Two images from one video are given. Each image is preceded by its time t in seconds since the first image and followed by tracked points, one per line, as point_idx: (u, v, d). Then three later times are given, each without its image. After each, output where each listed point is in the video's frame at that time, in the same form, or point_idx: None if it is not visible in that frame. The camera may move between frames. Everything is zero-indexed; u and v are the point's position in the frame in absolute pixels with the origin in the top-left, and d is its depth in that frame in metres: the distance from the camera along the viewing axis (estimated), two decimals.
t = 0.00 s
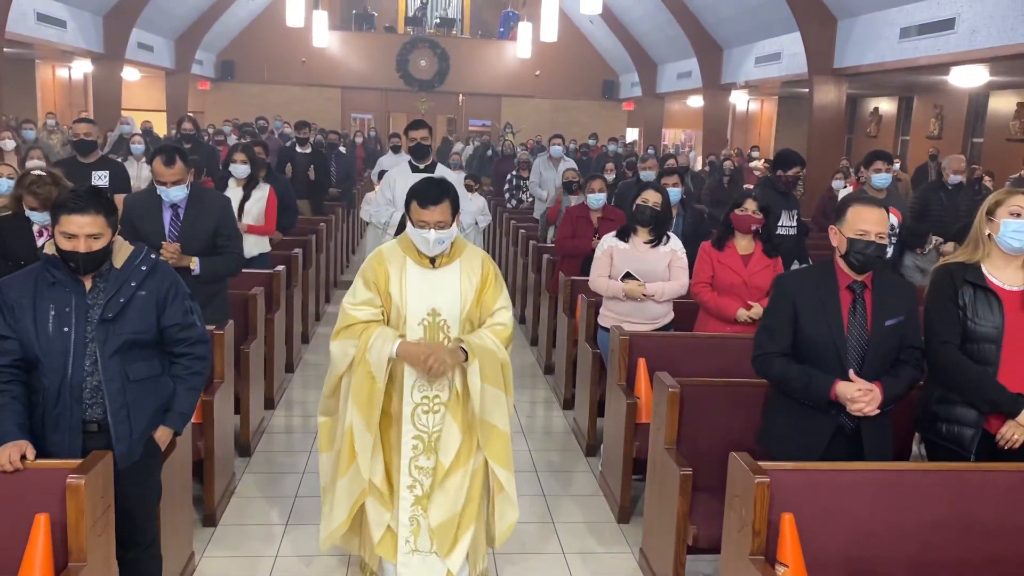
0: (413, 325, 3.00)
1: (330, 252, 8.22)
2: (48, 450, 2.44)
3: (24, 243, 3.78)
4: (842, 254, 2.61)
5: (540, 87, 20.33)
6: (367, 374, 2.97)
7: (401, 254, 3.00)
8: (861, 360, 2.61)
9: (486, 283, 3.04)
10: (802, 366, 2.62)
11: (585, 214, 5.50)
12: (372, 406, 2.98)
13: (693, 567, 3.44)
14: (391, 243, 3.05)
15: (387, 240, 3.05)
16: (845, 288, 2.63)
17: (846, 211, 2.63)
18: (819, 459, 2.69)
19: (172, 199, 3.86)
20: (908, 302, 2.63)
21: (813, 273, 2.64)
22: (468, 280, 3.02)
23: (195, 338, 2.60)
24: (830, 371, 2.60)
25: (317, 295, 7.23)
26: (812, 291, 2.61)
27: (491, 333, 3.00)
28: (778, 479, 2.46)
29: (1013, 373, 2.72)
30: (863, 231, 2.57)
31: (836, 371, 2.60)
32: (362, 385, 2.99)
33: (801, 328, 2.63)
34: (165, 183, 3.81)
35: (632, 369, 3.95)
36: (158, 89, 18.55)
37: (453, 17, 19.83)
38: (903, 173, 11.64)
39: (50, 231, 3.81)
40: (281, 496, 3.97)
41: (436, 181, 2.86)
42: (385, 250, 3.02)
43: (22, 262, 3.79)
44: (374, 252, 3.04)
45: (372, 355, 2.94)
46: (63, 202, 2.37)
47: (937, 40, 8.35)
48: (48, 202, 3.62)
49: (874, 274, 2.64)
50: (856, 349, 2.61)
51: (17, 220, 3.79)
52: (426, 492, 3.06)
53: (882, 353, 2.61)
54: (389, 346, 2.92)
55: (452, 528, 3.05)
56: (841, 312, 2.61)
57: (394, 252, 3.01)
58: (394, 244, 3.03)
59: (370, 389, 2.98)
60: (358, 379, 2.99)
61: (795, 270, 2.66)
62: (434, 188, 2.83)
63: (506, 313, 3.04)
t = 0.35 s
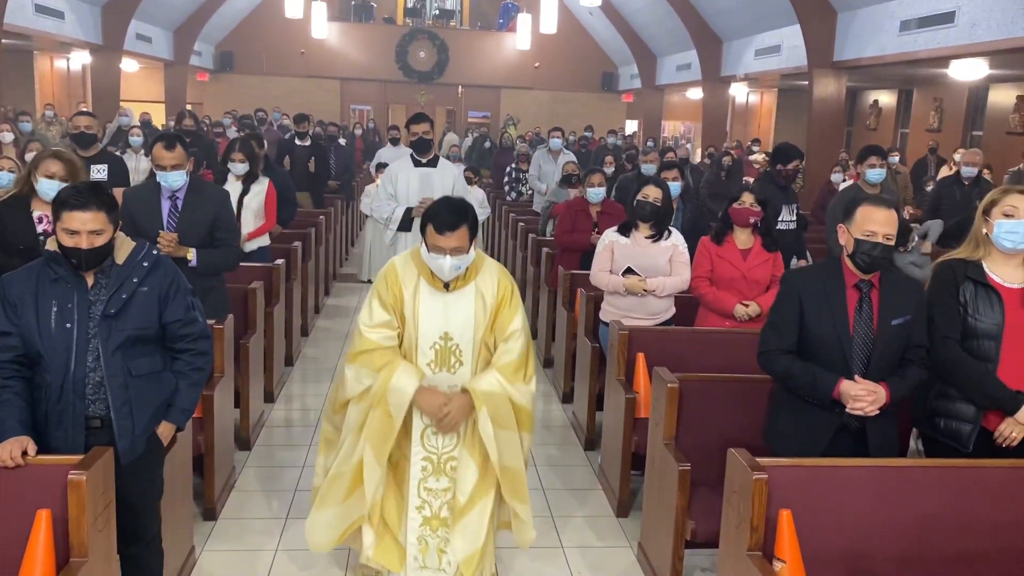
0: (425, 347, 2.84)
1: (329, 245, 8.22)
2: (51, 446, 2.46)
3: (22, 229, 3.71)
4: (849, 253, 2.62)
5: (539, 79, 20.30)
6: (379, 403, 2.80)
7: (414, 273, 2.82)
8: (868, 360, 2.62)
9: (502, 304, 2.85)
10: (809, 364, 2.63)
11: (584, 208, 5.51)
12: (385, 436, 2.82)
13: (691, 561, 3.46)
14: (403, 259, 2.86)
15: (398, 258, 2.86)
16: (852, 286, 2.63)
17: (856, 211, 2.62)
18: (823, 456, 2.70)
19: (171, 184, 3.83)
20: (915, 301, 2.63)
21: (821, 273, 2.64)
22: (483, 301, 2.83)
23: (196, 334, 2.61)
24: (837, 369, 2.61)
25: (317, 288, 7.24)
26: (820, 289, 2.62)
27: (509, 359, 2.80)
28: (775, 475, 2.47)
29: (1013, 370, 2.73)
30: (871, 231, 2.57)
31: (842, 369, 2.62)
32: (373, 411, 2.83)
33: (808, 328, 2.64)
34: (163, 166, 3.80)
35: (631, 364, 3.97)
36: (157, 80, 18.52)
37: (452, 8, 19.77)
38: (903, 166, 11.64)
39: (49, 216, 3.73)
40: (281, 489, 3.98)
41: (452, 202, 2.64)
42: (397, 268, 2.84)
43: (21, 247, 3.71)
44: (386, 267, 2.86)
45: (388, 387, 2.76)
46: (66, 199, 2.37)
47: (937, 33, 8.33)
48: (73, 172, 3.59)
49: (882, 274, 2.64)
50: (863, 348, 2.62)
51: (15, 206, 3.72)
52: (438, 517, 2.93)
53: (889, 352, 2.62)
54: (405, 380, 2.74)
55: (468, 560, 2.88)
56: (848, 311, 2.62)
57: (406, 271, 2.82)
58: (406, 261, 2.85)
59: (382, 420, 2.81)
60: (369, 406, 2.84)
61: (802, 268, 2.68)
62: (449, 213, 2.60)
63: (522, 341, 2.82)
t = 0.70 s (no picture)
0: (428, 383, 2.80)
1: (328, 234, 8.23)
2: (53, 447, 2.49)
3: (18, 223, 3.66)
4: (823, 255, 2.65)
5: (538, 64, 20.22)
6: (396, 446, 2.78)
7: (417, 314, 2.75)
8: (846, 360, 2.65)
9: (507, 341, 2.79)
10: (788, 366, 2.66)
11: (582, 201, 5.52)
12: (400, 480, 2.78)
13: (684, 556, 3.50)
14: (405, 297, 2.78)
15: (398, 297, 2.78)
16: (830, 287, 2.66)
17: (828, 213, 2.66)
18: (808, 457, 2.74)
19: (169, 174, 3.83)
20: (893, 300, 2.66)
21: (796, 275, 2.67)
22: (488, 340, 2.78)
23: (196, 337, 2.63)
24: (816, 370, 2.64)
25: (316, 279, 7.27)
26: (796, 291, 2.64)
27: (511, 393, 2.77)
28: (767, 477, 2.51)
29: (1003, 371, 2.75)
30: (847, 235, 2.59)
31: (822, 370, 2.65)
32: (389, 457, 2.78)
33: (787, 330, 2.66)
34: (161, 155, 3.80)
35: (627, 359, 4.00)
36: (155, 66, 18.46)
37: None
38: (902, 154, 11.63)
39: (44, 209, 3.69)
40: (280, 483, 4.02)
41: (456, 251, 2.58)
42: (399, 307, 2.76)
43: (18, 241, 3.68)
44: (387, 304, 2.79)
45: (406, 429, 2.76)
46: (67, 204, 2.40)
47: (937, 23, 8.31)
48: (58, 157, 3.66)
49: (859, 274, 2.67)
50: (842, 349, 2.65)
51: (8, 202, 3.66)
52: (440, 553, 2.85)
53: (867, 352, 2.65)
54: (422, 421, 2.75)
55: None
56: (825, 312, 2.64)
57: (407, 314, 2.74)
58: (408, 299, 2.76)
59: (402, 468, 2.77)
60: (388, 449, 2.78)
61: (779, 271, 2.69)
62: (454, 268, 2.54)
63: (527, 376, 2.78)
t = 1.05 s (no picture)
0: (423, 431, 2.87)
1: (326, 223, 8.28)
2: (63, 460, 2.57)
3: (16, 228, 3.72)
4: (783, 274, 2.71)
5: (536, 44, 20.14)
6: (396, 495, 2.83)
7: (410, 364, 2.82)
8: (812, 372, 2.74)
9: (500, 385, 2.88)
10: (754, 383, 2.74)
11: (579, 196, 5.61)
12: (402, 529, 2.83)
13: (675, 553, 3.60)
14: (398, 348, 2.85)
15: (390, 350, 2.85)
16: (791, 303, 2.72)
17: (786, 233, 2.69)
18: (780, 466, 2.85)
19: (169, 177, 3.80)
20: (852, 310, 2.74)
21: (758, 293, 2.73)
22: (479, 385, 2.85)
23: (201, 350, 2.71)
24: (779, 385, 2.73)
25: (315, 269, 7.35)
26: (760, 308, 2.70)
27: (506, 434, 2.87)
28: (753, 488, 2.59)
29: (981, 383, 2.85)
30: (805, 253, 2.64)
31: (788, 386, 2.73)
32: (386, 501, 2.84)
33: (753, 348, 2.73)
34: (161, 157, 3.78)
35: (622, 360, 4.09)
36: (152, 46, 18.37)
37: None
38: (898, 138, 11.65)
39: (41, 213, 3.78)
40: (281, 480, 4.12)
41: (450, 306, 2.69)
42: (392, 358, 2.82)
43: (18, 246, 3.73)
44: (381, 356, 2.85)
45: (404, 477, 2.83)
46: (73, 226, 2.46)
47: (935, 11, 8.31)
48: (50, 160, 3.74)
49: (819, 288, 2.73)
50: (807, 361, 2.73)
51: (7, 209, 3.74)
52: None
53: (830, 363, 2.75)
54: (420, 468, 2.84)
55: None
56: (789, 327, 2.72)
57: (400, 367, 2.81)
58: (401, 351, 2.83)
59: (403, 516, 2.83)
60: (387, 497, 2.84)
61: (743, 289, 2.75)
62: (447, 317, 2.65)
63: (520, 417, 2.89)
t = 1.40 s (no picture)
0: (423, 473, 3.01)
1: (326, 213, 8.37)
2: (80, 481, 2.70)
3: (26, 244, 3.87)
4: (769, 306, 2.81)
5: (535, 22, 20.07)
6: (394, 534, 2.97)
7: (407, 409, 2.97)
8: (793, 395, 2.87)
9: (495, 423, 3.04)
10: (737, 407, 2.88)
11: (576, 197, 5.72)
12: (400, 567, 2.97)
13: (666, 556, 3.75)
14: (395, 395, 3.00)
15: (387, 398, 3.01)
16: (773, 330, 2.84)
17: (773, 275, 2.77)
18: (761, 484, 3.00)
19: (172, 192, 3.87)
20: (830, 337, 2.86)
21: (742, 317, 2.86)
22: (475, 425, 3.01)
23: (210, 374, 2.82)
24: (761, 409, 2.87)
25: (316, 262, 7.47)
26: (743, 334, 2.83)
27: (504, 469, 3.03)
28: (739, 507, 2.72)
29: (958, 404, 2.98)
30: (788, 295, 2.75)
31: (767, 408, 2.86)
32: (387, 542, 2.97)
33: (735, 371, 2.86)
34: (163, 173, 3.84)
35: (616, 366, 4.20)
36: (149, 25, 18.31)
37: None
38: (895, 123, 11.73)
39: (50, 228, 3.88)
40: (286, 482, 4.25)
41: (444, 353, 2.84)
42: (390, 405, 2.97)
43: (27, 262, 3.90)
44: (379, 404, 2.99)
45: (402, 517, 2.97)
46: (85, 260, 2.56)
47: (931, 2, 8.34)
48: (57, 183, 3.81)
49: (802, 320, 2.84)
50: (789, 386, 2.86)
51: (19, 225, 3.88)
52: None
53: (811, 387, 2.88)
54: (418, 508, 2.99)
55: None
56: (770, 353, 2.84)
57: (397, 414, 2.96)
58: (399, 397, 2.99)
59: (402, 554, 2.97)
60: (387, 537, 2.97)
61: (724, 312, 2.89)
62: (440, 364, 2.81)
63: (516, 454, 3.05)
